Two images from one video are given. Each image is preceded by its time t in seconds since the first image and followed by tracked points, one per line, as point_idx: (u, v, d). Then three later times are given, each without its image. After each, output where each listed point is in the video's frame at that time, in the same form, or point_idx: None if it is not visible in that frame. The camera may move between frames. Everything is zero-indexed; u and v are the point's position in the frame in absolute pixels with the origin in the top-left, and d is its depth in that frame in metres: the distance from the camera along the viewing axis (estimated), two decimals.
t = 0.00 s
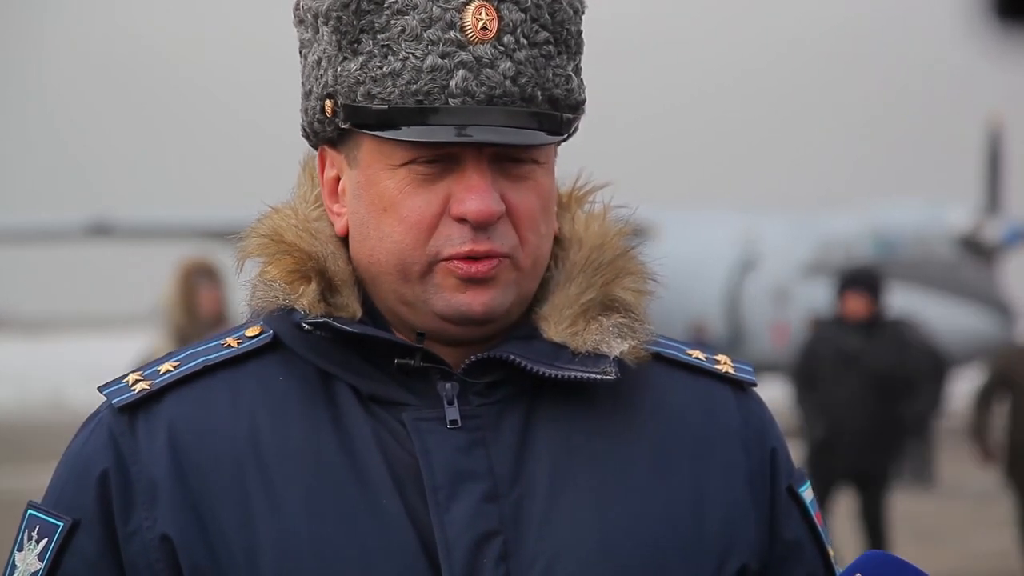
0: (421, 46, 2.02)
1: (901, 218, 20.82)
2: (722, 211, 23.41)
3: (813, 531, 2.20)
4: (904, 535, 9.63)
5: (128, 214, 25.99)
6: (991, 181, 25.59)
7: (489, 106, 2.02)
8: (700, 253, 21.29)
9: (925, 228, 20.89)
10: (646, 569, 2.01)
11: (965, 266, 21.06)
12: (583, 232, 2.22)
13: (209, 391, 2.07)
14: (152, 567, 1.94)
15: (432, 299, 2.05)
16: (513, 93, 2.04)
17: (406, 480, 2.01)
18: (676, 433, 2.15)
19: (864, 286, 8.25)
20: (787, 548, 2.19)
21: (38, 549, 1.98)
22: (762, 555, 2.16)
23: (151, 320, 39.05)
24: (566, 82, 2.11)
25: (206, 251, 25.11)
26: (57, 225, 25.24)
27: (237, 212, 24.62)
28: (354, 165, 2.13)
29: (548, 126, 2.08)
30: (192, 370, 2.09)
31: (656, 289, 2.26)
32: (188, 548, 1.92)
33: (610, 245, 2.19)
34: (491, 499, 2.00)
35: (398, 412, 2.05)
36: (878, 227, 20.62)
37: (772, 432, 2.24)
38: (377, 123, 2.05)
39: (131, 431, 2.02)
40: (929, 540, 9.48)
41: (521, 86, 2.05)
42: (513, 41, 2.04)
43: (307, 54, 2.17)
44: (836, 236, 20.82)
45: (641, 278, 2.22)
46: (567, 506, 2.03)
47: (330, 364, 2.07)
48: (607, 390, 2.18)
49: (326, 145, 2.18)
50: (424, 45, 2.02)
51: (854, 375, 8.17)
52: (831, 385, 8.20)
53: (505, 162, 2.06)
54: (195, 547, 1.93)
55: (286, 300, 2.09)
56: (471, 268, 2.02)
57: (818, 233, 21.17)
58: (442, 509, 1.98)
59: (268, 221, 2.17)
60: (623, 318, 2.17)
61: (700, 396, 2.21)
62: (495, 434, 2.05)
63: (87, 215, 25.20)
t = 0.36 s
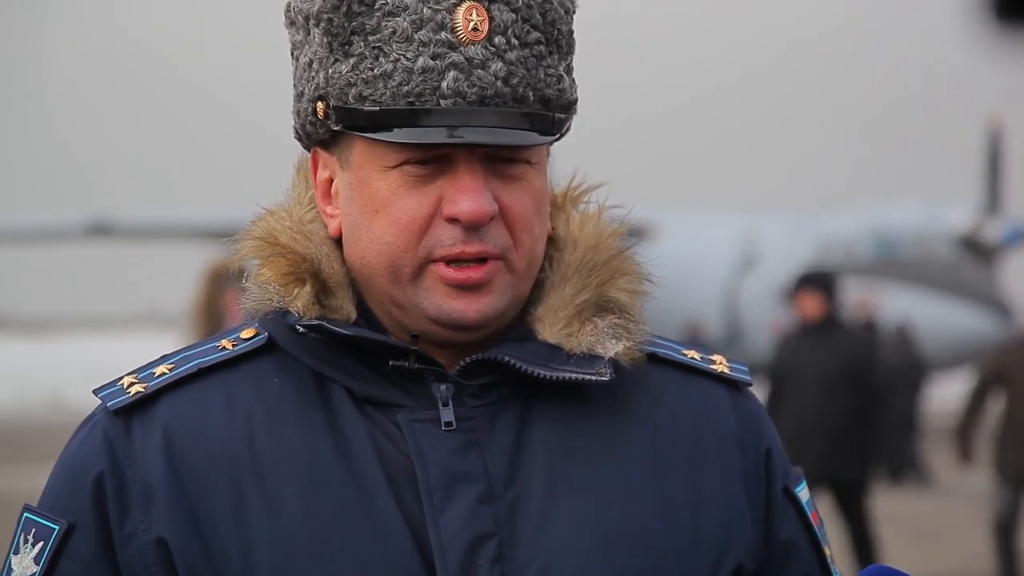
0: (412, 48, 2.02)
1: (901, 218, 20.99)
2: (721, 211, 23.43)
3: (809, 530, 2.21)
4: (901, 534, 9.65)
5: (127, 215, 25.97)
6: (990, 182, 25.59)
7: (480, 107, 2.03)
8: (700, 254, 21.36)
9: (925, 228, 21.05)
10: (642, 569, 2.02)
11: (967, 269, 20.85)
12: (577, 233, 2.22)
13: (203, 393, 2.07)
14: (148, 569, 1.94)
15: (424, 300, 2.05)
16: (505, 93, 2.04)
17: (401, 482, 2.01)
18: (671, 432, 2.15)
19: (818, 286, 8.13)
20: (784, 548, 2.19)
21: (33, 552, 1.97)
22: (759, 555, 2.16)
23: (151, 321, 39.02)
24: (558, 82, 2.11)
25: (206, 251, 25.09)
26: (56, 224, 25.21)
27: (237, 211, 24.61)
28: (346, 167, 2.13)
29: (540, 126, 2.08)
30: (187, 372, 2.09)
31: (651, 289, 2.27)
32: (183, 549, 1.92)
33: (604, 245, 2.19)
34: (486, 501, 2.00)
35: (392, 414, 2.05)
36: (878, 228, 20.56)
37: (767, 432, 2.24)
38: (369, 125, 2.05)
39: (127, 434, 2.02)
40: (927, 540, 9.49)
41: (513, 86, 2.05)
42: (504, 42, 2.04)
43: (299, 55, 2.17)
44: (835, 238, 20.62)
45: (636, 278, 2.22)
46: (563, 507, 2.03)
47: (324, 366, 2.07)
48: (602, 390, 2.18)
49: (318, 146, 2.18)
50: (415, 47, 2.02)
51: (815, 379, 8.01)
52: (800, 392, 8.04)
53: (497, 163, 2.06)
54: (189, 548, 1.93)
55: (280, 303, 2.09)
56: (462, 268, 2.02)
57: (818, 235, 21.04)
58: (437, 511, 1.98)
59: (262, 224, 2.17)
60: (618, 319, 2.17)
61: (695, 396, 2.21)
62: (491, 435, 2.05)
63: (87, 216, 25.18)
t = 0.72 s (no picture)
0: (408, 48, 2.02)
1: (903, 219, 21.10)
2: (721, 211, 23.42)
3: (807, 530, 2.21)
4: (900, 533, 9.64)
5: (126, 214, 25.96)
6: (990, 181, 25.56)
7: (476, 108, 2.03)
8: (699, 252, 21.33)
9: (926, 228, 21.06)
10: (640, 568, 2.02)
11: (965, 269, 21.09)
12: (576, 233, 2.22)
13: (203, 392, 2.08)
14: (147, 567, 1.95)
15: (421, 300, 2.06)
16: (501, 93, 2.04)
17: (399, 480, 2.02)
18: (669, 432, 2.16)
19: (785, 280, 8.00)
20: (781, 548, 2.19)
21: (33, 551, 1.98)
22: (756, 555, 2.16)
23: (150, 320, 39.02)
24: (554, 82, 2.12)
25: (206, 252, 25.08)
26: (57, 224, 25.20)
27: (237, 211, 24.60)
28: (344, 167, 2.13)
29: (537, 126, 2.08)
30: (186, 372, 2.09)
31: (650, 289, 2.27)
32: (182, 548, 1.93)
33: (603, 246, 2.20)
34: (484, 500, 2.01)
35: (391, 413, 2.06)
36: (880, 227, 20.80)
37: (766, 432, 2.24)
38: (366, 126, 2.06)
39: (127, 433, 2.02)
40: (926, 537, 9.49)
41: (509, 87, 2.06)
42: (500, 42, 2.04)
43: (297, 56, 2.18)
44: (835, 237, 20.66)
45: (634, 278, 2.22)
46: (561, 506, 2.04)
47: (323, 366, 2.08)
48: (601, 390, 2.19)
49: (316, 147, 2.19)
50: (411, 47, 2.02)
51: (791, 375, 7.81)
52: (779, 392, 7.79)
53: (494, 164, 2.07)
54: (188, 547, 1.93)
55: (279, 301, 2.09)
56: (459, 267, 2.03)
57: (818, 233, 21.20)
58: (436, 509, 1.98)
59: (261, 224, 2.18)
60: (616, 318, 2.17)
61: (693, 397, 2.22)
62: (490, 435, 2.06)
63: (87, 215, 25.16)
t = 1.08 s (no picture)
0: (407, 49, 2.03)
1: (902, 218, 21.14)
2: (721, 212, 23.41)
3: (809, 529, 2.21)
4: (901, 532, 9.63)
5: (126, 215, 25.95)
6: (990, 181, 25.54)
7: (475, 107, 2.03)
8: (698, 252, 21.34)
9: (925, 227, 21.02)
10: (641, 568, 2.02)
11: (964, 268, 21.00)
12: (576, 233, 2.22)
13: (205, 392, 2.08)
14: (149, 565, 1.95)
15: (422, 301, 2.06)
16: (500, 93, 2.05)
17: (400, 479, 2.02)
18: (669, 431, 2.16)
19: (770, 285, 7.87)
20: (782, 547, 2.20)
21: (35, 549, 1.99)
22: (757, 554, 2.17)
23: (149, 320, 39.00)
24: (553, 81, 2.12)
25: (207, 253, 25.06)
26: (56, 225, 25.17)
27: (237, 211, 24.55)
28: (344, 168, 2.14)
29: (536, 125, 2.09)
30: (188, 371, 2.09)
31: (651, 289, 2.27)
32: (184, 546, 1.93)
33: (604, 245, 2.20)
34: (485, 498, 2.01)
35: (392, 412, 2.06)
36: (881, 225, 20.91)
37: (767, 431, 2.24)
38: (366, 126, 2.07)
39: (128, 432, 2.03)
40: (928, 537, 9.48)
41: (508, 86, 2.06)
42: (498, 41, 2.05)
43: (295, 58, 2.18)
44: (834, 236, 20.64)
45: (636, 278, 2.22)
46: (561, 505, 2.04)
47: (325, 365, 2.08)
48: (602, 388, 2.19)
49: (316, 148, 2.20)
50: (409, 47, 2.03)
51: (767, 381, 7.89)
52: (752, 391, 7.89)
53: (495, 162, 2.07)
54: (189, 546, 1.94)
55: (280, 301, 2.10)
56: (460, 267, 2.03)
57: (818, 233, 21.15)
58: (437, 507, 1.99)
59: (262, 224, 2.18)
60: (616, 317, 2.18)
61: (694, 397, 2.22)
62: (491, 433, 2.06)
63: (87, 216, 25.12)
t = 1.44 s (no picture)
0: (415, 48, 2.04)
1: (902, 218, 21.14)
2: (721, 211, 23.41)
3: (813, 531, 2.21)
4: (902, 532, 9.64)
5: (126, 214, 25.92)
6: (990, 180, 25.53)
7: (483, 106, 2.04)
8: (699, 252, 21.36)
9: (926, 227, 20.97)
10: (643, 568, 2.03)
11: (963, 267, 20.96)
12: (582, 234, 2.23)
13: (210, 392, 2.08)
14: (154, 565, 1.95)
15: (430, 301, 2.06)
16: (508, 92, 2.06)
17: (405, 478, 2.03)
18: (674, 431, 2.16)
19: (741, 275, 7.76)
20: (786, 548, 2.20)
21: (40, 549, 1.99)
22: (761, 554, 2.17)
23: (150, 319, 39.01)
24: (560, 81, 2.13)
25: (206, 253, 25.02)
26: (57, 224, 25.16)
27: (237, 211, 24.54)
28: (351, 167, 2.14)
29: (544, 125, 2.09)
30: (193, 371, 2.10)
31: (656, 290, 2.27)
32: (189, 546, 1.94)
33: (610, 246, 2.20)
34: (489, 498, 2.02)
35: (397, 412, 2.06)
36: (881, 225, 21.01)
37: (772, 432, 2.24)
38: (374, 125, 2.07)
39: (134, 432, 2.03)
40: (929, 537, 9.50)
41: (516, 85, 2.07)
42: (506, 41, 2.06)
43: (301, 58, 2.18)
44: (835, 237, 20.65)
45: (641, 279, 2.23)
46: (565, 504, 2.04)
47: (330, 365, 2.08)
48: (607, 389, 2.19)
49: (322, 148, 2.20)
50: (418, 47, 2.03)
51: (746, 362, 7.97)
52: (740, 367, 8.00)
53: (502, 162, 2.07)
54: (195, 545, 1.94)
55: (286, 300, 2.10)
56: (468, 266, 2.03)
57: (818, 233, 21.19)
58: (441, 506, 1.99)
59: (267, 224, 2.18)
60: (621, 318, 2.18)
61: (699, 398, 2.22)
62: (496, 433, 2.06)
63: (88, 216, 25.11)
